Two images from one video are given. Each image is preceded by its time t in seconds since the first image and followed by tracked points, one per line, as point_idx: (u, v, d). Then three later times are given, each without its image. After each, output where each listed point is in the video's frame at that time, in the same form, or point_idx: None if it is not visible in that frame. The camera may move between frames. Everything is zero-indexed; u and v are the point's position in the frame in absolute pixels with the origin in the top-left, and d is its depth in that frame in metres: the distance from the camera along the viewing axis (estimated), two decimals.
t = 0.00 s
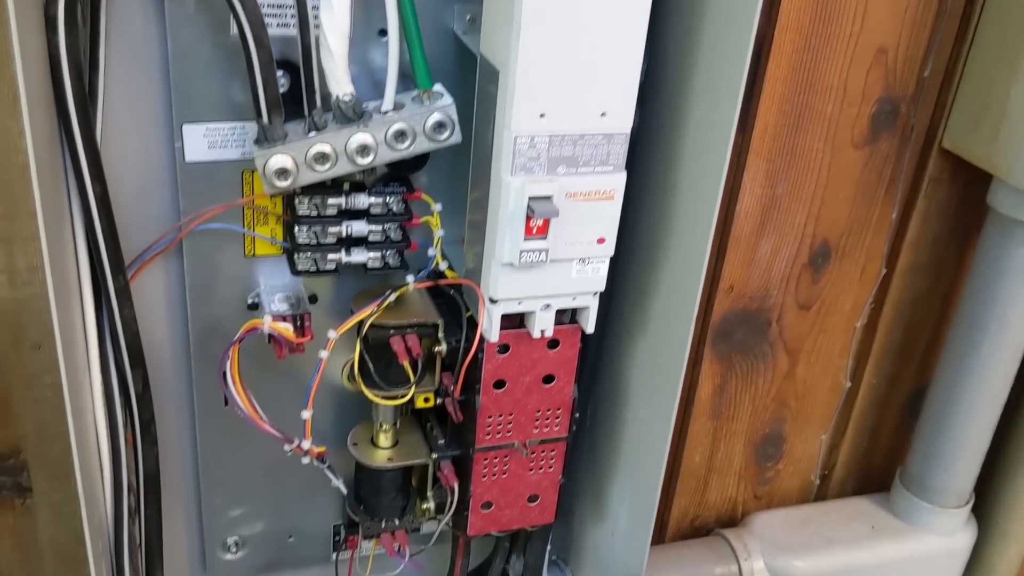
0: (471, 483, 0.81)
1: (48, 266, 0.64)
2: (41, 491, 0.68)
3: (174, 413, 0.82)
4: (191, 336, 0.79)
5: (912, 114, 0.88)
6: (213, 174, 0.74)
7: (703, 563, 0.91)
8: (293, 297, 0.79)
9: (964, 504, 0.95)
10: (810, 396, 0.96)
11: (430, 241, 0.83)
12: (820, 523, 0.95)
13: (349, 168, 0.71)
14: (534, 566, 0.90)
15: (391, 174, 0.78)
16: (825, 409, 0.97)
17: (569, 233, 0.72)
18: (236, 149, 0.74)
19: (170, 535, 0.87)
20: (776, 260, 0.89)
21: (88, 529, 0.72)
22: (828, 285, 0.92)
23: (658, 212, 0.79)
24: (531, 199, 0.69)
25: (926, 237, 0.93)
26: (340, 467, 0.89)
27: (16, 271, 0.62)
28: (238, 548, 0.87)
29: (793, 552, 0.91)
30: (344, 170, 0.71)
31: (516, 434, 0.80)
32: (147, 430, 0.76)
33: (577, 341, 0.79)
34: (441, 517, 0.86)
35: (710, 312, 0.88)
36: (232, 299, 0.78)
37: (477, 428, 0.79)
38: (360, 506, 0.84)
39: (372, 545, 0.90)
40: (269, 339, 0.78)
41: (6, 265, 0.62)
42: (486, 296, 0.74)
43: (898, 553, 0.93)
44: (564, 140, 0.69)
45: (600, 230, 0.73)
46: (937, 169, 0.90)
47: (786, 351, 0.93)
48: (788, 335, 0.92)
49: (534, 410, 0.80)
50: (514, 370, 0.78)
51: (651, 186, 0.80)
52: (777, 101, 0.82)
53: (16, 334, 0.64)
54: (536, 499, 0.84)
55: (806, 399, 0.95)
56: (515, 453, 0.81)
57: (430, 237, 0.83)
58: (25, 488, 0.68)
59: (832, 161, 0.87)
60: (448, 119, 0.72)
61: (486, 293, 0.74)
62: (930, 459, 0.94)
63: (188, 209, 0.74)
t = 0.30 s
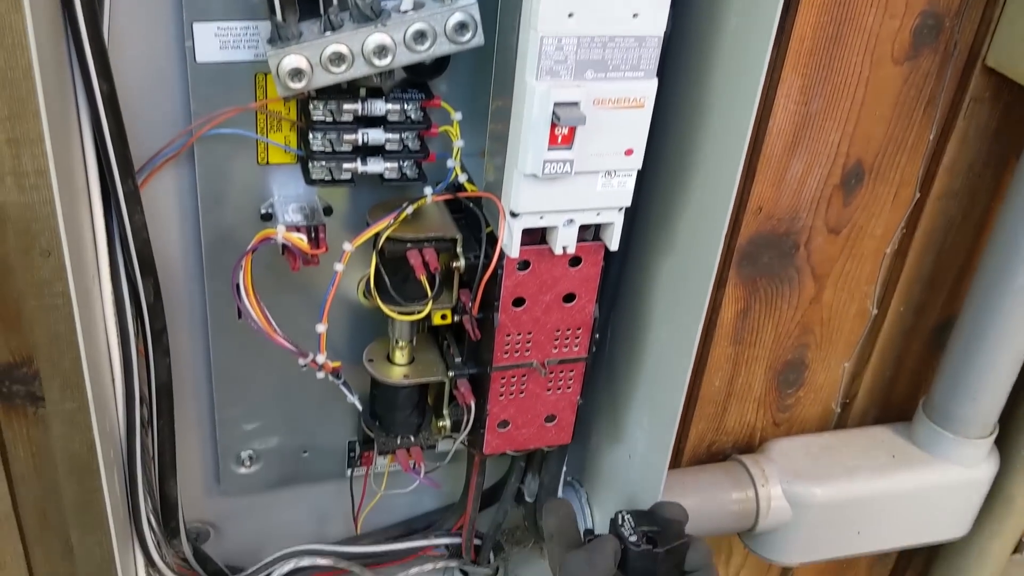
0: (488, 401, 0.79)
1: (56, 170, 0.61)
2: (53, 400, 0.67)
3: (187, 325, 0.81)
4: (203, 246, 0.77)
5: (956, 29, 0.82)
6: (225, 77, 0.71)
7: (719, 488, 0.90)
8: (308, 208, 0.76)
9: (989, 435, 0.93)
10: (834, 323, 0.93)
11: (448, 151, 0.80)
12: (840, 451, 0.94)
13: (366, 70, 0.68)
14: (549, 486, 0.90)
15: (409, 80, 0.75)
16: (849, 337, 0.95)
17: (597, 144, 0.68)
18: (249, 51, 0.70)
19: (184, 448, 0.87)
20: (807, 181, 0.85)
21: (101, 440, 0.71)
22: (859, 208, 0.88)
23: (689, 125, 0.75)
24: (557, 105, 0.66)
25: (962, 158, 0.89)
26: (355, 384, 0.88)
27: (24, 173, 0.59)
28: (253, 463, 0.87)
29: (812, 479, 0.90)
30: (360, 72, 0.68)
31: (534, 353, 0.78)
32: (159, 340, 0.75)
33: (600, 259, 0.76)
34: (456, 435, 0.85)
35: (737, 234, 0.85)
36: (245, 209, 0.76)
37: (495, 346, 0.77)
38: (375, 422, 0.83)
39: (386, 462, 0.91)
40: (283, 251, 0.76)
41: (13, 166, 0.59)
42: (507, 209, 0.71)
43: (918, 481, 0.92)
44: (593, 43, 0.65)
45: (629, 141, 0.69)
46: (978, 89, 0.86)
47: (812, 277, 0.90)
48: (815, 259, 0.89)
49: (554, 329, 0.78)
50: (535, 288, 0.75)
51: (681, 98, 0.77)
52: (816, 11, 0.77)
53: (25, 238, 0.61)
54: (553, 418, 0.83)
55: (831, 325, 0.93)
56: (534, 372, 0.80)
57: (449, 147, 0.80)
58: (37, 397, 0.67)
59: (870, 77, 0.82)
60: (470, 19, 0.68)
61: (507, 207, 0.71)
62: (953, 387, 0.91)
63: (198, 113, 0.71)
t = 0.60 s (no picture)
0: (497, 339, 0.79)
1: (57, 97, 0.59)
2: (58, 332, 0.66)
3: (193, 259, 0.80)
4: (209, 177, 0.75)
5: None
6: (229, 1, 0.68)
7: (729, 432, 0.89)
8: (315, 139, 0.74)
9: (1002, 381, 0.91)
10: (849, 265, 0.91)
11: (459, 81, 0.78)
12: (851, 395, 0.93)
13: None
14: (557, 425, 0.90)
15: (419, 6, 0.72)
16: (864, 280, 0.93)
17: (612, 72, 0.66)
18: None
19: (191, 383, 0.86)
20: (827, 119, 0.82)
21: (106, 372, 0.70)
22: (880, 148, 0.86)
23: (708, 56, 0.73)
24: (572, 31, 0.63)
25: (987, 95, 0.86)
26: (363, 321, 0.87)
27: (26, 99, 0.58)
28: (260, 398, 0.87)
29: (821, 423, 0.89)
30: None
31: (545, 291, 0.77)
32: (164, 272, 0.74)
33: (613, 195, 0.74)
34: (465, 373, 0.84)
35: (754, 171, 0.82)
36: (251, 139, 0.74)
37: (505, 284, 0.75)
38: (384, 359, 0.83)
39: (394, 400, 0.91)
40: (289, 182, 0.74)
41: (15, 92, 0.57)
42: (518, 141, 0.69)
43: (929, 426, 0.92)
44: None
45: (646, 70, 0.67)
46: (1006, 25, 0.82)
47: (829, 218, 0.88)
48: (832, 199, 0.87)
49: (565, 267, 0.76)
50: (546, 224, 0.73)
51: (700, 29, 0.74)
52: None
53: (27, 167, 0.60)
54: (563, 357, 0.82)
55: (846, 268, 0.91)
56: (544, 311, 0.78)
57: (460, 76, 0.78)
58: (43, 329, 0.66)
59: (896, 11, 0.78)
60: None
61: (519, 138, 0.69)
62: (971, 332, 0.89)
63: (201, 38, 0.69)
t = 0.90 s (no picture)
0: (510, 291, 0.78)
1: (66, 40, 0.58)
2: (68, 281, 0.65)
3: (204, 207, 0.79)
4: (219, 123, 0.74)
5: None
6: None
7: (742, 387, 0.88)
8: (326, 84, 0.73)
9: (1018, 339, 0.90)
10: (866, 221, 0.88)
11: (473, 27, 0.77)
12: (865, 352, 0.92)
13: None
14: (569, 379, 0.90)
15: None
16: (881, 237, 0.90)
17: (632, 16, 0.64)
18: None
19: (202, 333, 0.86)
20: (847, 71, 0.77)
21: (117, 321, 0.70)
22: (902, 101, 0.81)
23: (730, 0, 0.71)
24: None
25: (1012, 45, 0.82)
26: (375, 272, 0.86)
27: (34, 42, 0.56)
28: (271, 348, 0.87)
29: (835, 380, 0.89)
30: None
31: (560, 243, 0.76)
32: (174, 220, 0.73)
33: (629, 144, 0.73)
34: (476, 326, 0.84)
35: (772, 124, 0.78)
36: (261, 84, 0.73)
37: (519, 235, 0.75)
38: (396, 310, 0.82)
39: (406, 351, 0.92)
40: (301, 127, 0.73)
41: (22, 34, 0.56)
42: (534, 86, 0.68)
43: (943, 384, 0.91)
44: None
45: (667, 14, 0.65)
46: None
47: (847, 171, 0.84)
48: (851, 151, 0.82)
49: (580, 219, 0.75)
50: (562, 173, 0.72)
51: None
52: None
53: (35, 111, 0.58)
54: (576, 311, 0.82)
55: (863, 224, 0.88)
56: (558, 263, 0.77)
57: (474, 21, 0.77)
58: (53, 277, 0.65)
59: None
60: None
61: (535, 83, 0.67)
62: (989, 289, 0.87)
63: None
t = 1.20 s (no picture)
0: (518, 281, 0.78)
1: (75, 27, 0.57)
2: (76, 269, 0.65)
3: (212, 195, 0.79)
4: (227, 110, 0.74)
5: None
6: None
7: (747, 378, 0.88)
8: (335, 72, 0.73)
9: None
10: (875, 211, 0.88)
11: (482, 15, 0.77)
12: (872, 342, 0.92)
13: None
14: (575, 368, 0.90)
15: None
16: (890, 227, 0.89)
17: (642, 4, 0.64)
18: None
19: (209, 321, 0.86)
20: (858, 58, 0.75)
21: (126, 306, 0.69)
22: (910, 91, 0.80)
23: None
24: None
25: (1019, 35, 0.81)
26: (382, 262, 0.86)
27: (42, 28, 0.56)
28: (278, 337, 0.87)
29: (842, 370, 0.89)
30: None
31: (568, 232, 0.76)
32: (183, 208, 0.73)
33: (639, 132, 0.72)
34: (484, 315, 0.84)
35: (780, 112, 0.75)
36: (269, 72, 0.73)
37: (527, 224, 0.74)
38: (403, 299, 0.82)
39: (413, 341, 0.93)
40: (309, 115, 0.73)
41: (30, 20, 0.55)
42: (543, 74, 0.67)
43: (949, 375, 0.91)
44: None
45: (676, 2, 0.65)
46: None
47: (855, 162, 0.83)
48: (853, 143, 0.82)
49: (589, 207, 0.75)
50: (571, 161, 0.72)
51: None
52: None
53: (43, 98, 0.58)
54: (584, 300, 0.82)
55: (871, 214, 0.88)
56: (566, 252, 0.77)
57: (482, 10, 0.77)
58: (61, 265, 0.65)
59: None
60: None
61: (544, 71, 0.67)
62: (994, 279, 0.87)
63: None
